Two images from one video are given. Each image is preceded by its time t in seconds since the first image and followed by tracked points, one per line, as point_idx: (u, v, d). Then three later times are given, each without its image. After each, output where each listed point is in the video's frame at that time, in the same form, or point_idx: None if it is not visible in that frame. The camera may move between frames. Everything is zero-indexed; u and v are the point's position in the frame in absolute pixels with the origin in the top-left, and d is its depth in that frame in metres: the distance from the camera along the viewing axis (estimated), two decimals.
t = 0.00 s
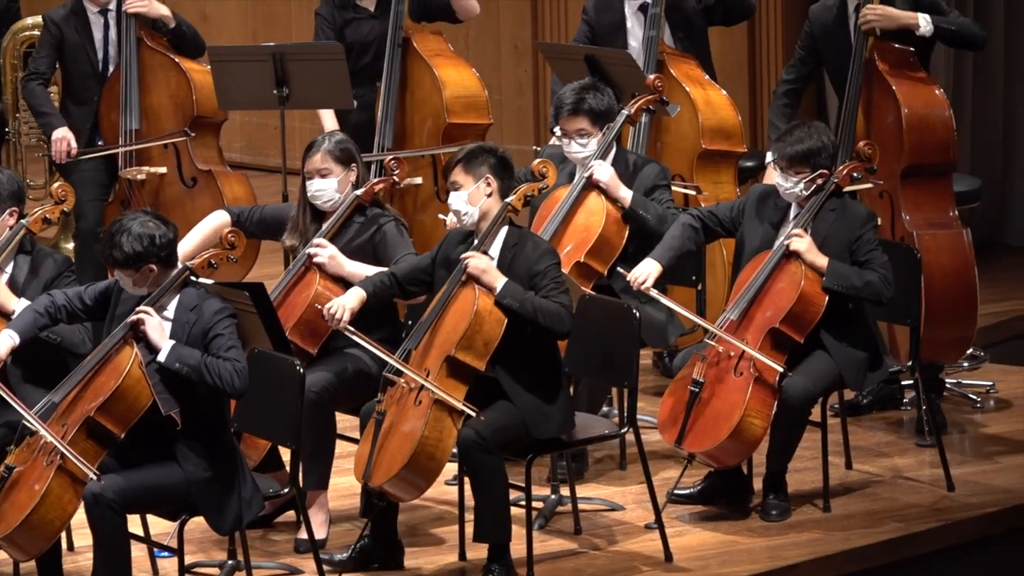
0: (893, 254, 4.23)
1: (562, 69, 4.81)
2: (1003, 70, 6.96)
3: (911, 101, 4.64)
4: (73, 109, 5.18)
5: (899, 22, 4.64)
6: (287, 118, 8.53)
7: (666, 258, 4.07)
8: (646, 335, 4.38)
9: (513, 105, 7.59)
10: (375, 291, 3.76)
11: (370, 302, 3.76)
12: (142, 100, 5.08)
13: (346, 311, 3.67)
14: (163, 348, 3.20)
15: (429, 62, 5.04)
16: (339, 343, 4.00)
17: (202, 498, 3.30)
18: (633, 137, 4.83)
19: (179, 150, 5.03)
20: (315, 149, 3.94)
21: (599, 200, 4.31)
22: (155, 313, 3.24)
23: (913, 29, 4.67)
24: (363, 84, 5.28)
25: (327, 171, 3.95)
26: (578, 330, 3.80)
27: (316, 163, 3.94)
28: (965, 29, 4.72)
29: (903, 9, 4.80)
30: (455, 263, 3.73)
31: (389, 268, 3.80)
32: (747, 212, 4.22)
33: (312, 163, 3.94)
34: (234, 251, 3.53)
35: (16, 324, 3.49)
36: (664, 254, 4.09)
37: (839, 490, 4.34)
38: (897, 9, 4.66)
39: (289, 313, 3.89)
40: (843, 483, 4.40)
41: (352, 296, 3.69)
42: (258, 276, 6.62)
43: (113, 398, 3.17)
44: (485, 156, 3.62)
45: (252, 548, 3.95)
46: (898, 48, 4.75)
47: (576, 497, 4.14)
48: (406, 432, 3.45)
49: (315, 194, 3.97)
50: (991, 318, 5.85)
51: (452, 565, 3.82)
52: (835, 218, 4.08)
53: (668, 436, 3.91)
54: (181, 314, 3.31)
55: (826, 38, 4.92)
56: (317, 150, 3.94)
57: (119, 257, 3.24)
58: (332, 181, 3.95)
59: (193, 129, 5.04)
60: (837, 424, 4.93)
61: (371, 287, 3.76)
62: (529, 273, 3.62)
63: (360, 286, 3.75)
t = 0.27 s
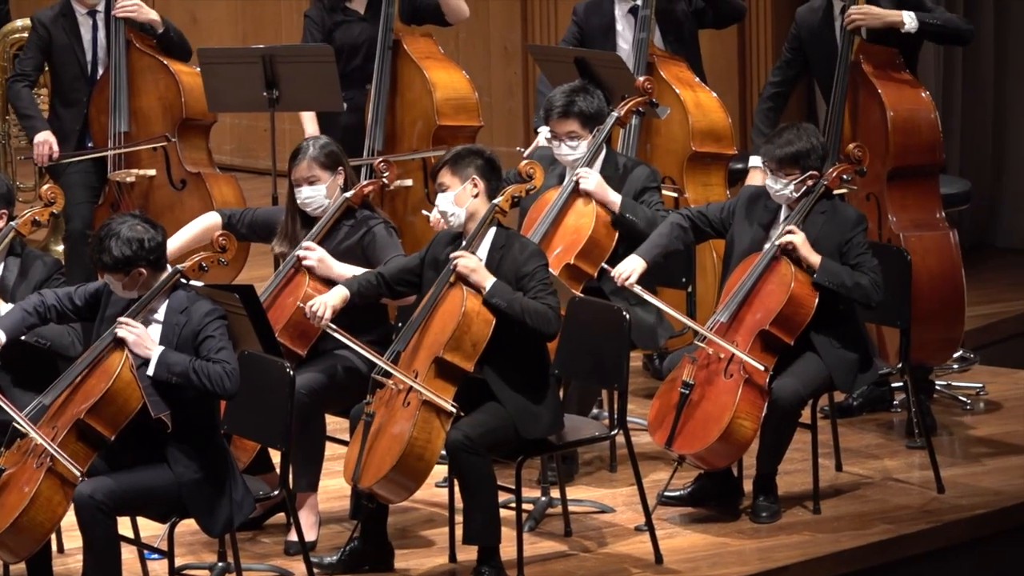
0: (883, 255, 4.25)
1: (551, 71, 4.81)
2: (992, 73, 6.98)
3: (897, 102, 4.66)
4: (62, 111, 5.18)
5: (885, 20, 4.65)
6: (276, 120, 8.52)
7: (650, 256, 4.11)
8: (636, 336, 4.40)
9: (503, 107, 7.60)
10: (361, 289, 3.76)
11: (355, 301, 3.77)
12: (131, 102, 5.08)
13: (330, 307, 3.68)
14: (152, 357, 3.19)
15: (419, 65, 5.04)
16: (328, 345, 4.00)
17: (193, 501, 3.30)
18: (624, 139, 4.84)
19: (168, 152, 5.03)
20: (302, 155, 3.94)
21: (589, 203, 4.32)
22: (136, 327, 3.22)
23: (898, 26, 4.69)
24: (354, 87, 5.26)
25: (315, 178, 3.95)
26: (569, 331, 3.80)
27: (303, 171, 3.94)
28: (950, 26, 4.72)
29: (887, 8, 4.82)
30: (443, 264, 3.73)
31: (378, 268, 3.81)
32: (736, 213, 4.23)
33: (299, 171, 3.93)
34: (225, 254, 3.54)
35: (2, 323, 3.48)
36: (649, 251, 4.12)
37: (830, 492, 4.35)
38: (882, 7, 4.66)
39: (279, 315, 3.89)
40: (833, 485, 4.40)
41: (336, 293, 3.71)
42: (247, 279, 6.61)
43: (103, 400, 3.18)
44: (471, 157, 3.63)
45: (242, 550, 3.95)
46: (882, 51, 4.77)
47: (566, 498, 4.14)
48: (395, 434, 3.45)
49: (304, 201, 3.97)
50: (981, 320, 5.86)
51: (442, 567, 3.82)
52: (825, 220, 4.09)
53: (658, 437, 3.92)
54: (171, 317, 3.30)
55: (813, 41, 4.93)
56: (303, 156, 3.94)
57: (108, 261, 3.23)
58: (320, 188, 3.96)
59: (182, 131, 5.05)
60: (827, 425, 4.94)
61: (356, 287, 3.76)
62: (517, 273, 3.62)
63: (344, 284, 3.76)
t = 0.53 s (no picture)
0: (869, 255, 4.26)
1: (538, 71, 4.81)
2: (979, 73, 7.00)
3: (875, 104, 4.66)
4: (48, 111, 5.17)
5: (866, 25, 4.66)
6: (263, 119, 8.51)
7: (632, 251, 4.13)
8: (623, 336, 4.40)
9: (489, 107, 7.61)
10: (342, 285, 3.77)
11: (336, 298, 3.77)
12: (117, 102, 5.08)
13: (309, 304, 3.70)
14: (141, 348, 3.19)
15: (406, 65, 5.04)
16: (315, 344, 4.00)
17: (180, 501, 3.30)
18: (611, 139, 4.84)
19: (154, 151, 5.03)
20: (289, 156, 3.94)
21: (576, 202, 4.32)
22: (130, 315, 3.23)
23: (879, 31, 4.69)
24: (340, 87, 5.25)
25: (303, 179, 3.95)
26: (557, 329, 3.80)
27: (291, 172, 3.94)
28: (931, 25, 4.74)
29: (871, 9, 4.83)
30: (428, 264, 3.72)
31: (363, 266, 3.81)
32: (722, 212, 4.24)
33: (287, 171, 3.94)
34: (212, 254, 3.54)
35: None
36: (631, 246, 4.14)
37: (817, 491, 4.36)
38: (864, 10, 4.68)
39: (266, 314, 3.90)
40: (820, 484, 4.41)
41: (316, 290, 3.72)
42: (234, 278, 6.60)
43: (90, 400, 3.17)
44: (454, 156, 3.63)
45: (229, 550, 3.94)
46: (866, 51, 4.78)
47: (553, 498, 4.15)
48: (382, 433, 3.45)
49: (292, 202, 3.98)
50: (967, 320, 5.87)
51: (428, 567, 3.82)
52: (812, 219, 4.10)
53: (644, 436, 3.92)
54: (159, 316, 3.30)
55: (798, 41, 4.94)
56: (291, 156, 3.94)
57: (96, 260, 3.23)
58: (308, 189, 3.96)
59: (168, 131, 5.06)
60: (814, 425, 4.95)
61: (337, 283, 3.77)
62: (504, 271, 3.62)
63: (325, 281, 3.77)
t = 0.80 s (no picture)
0: (850, 255, 4.27)
1: (520, 71, 4.82)
2: (961, 72, 7.01)
3: (863, 103, 4.68)
4: (30, 111, 5.16)
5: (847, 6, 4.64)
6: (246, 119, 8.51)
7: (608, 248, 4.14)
8: (606, 335, 4.40)
9: (472, 108, 7.62)
10: (320, 282, 3.77)
11: (314, 294, 3.77)
12: (99, 102, 5.07)
13: (287, 298, 3.68)
14: (124, 347, 3.18)
15: (389, 65, 5.04)
16: (297, 344, 3.98)
17: (162, 501, 3.30)
18: (595, 139, 4.85)
19: (135, 152, 5.04)
20: (271, 155, 3.94)
21: (558, 202, 4.33)
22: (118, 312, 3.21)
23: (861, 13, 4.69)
24: (323, 87, 5.25)
25: (285, 178, 3.96)
26: (540, 329, 3.81)
27: (273, 171, 3.94)
28: (910, 26, 4.77)
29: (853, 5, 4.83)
30: (409, 264, 3.72)
31: (343, 263, 3.81)
32: (704, 211, 4.25)
33: (269, 170, 3.94)
34: (193, 253, 3.53)
35: None
36: (609, 244, 4.15)
37: (798, 491, 4.37)
38: None
39: (249, 312, 3.91)
40: (802, 484, 4.43)
41: (293, 285, 3.72)
42: (216, 278, 6.59)
43: (72, 400, 3.16)
44: (436, 157, 3.63)
45: (210, 550, 3.94)
46: (849, 51, 4.80)
47: (535, 498, 4.15)
48: (365, 434, 3.45)
49: (275, 201, 3.98)
50: (949, 321, 5.89)
51: (411, 567, 3.82)
52: (793, 218, 4.11)
53: (626, 436, 3.92)
54: (140, 317, 3.29)
55: (779, 42, 4.95)
56: (273, 155, 3.94)
57: (78, 259, 3.23)
58: (291, 188, 3.97)
59: (150, 131, 5.06)
60: (796, 425, 4.96)
61: (316, 279, 3.77)
62: (488, 268, 3.62)
63: (304, 276, 3.77)
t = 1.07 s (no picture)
0: (832, 254, 4.28)
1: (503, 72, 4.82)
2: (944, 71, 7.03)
3: (849, 102, 4.70)
4: (13, 111, 5.15)
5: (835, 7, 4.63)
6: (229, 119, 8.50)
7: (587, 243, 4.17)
8: (589, 335, 4.40)
9: (455, 108, 7.63)
10: (302, 277, 3.77)
11: (296, 288, 3.79)
12: (82, 102, 5.07)
13: (265, 292, 3.69)
14: (107, 354, 3.19)
15: (371, 65, 5.05)
16: (280, 344, 4.00)
17: (145, 501, 3.30)
18: (579, 139, 4.86)
19: (118, 152, 5.05)
20: (253, 155, 3.93)
21: (541, 201, 4.33)
22: (93, 322, 3.20)
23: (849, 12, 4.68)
24: (306, 87, 5.24)
25: (267, 178, 3.95)
26: (523, 329, 3.81)
27: (255, 171, 3.93)
28: (896, 25, 4.78)
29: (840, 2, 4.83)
30: (393, 264, 3.72)
31: (326, 260, 3.82)
32: (685, 210, 4.26)
33: (251, 171, 3.93)
34: (176, 253, 3.52)
35: None
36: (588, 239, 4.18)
37: (781, 491, 4.38)
38: None
39: (230, 313, 3.91)
40: (785, 484, 4.44)
41: (273, 280, 3.72)
42: (199, 279, 6.58)
43: (55, 400, 3.16)
44: (420, 157, 3.62)
45: (194, 550, 3.94)
46: (833, 50, 4.81)
47: (518, 498, 4.16)
48: (349, 434, 3.46)
49: (257, 201, 3.98)
50: (931, 321, 5.91)
51: (394, 567, 3.83)
52: (774, 217, 4.12)
53: (609, 436, 3.93)
54: (122, 317, 3.30)
55: (761, 42, 4.96)
56: (255, 155, 3.93)
57: (61, 259, 3.22)
58: (273, 187, 3.96)
59: (132, 132, 5.07)
60: (779, 425, 4.98)
61: (297, 274, 3.78)
62: (471, 268, 3.63)
63: (285, 272, 3.78)
